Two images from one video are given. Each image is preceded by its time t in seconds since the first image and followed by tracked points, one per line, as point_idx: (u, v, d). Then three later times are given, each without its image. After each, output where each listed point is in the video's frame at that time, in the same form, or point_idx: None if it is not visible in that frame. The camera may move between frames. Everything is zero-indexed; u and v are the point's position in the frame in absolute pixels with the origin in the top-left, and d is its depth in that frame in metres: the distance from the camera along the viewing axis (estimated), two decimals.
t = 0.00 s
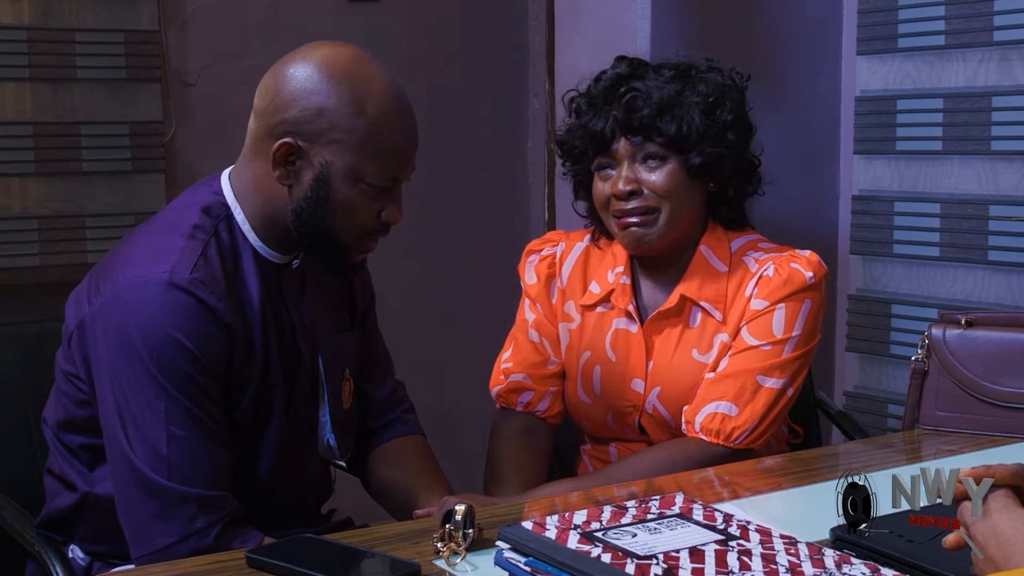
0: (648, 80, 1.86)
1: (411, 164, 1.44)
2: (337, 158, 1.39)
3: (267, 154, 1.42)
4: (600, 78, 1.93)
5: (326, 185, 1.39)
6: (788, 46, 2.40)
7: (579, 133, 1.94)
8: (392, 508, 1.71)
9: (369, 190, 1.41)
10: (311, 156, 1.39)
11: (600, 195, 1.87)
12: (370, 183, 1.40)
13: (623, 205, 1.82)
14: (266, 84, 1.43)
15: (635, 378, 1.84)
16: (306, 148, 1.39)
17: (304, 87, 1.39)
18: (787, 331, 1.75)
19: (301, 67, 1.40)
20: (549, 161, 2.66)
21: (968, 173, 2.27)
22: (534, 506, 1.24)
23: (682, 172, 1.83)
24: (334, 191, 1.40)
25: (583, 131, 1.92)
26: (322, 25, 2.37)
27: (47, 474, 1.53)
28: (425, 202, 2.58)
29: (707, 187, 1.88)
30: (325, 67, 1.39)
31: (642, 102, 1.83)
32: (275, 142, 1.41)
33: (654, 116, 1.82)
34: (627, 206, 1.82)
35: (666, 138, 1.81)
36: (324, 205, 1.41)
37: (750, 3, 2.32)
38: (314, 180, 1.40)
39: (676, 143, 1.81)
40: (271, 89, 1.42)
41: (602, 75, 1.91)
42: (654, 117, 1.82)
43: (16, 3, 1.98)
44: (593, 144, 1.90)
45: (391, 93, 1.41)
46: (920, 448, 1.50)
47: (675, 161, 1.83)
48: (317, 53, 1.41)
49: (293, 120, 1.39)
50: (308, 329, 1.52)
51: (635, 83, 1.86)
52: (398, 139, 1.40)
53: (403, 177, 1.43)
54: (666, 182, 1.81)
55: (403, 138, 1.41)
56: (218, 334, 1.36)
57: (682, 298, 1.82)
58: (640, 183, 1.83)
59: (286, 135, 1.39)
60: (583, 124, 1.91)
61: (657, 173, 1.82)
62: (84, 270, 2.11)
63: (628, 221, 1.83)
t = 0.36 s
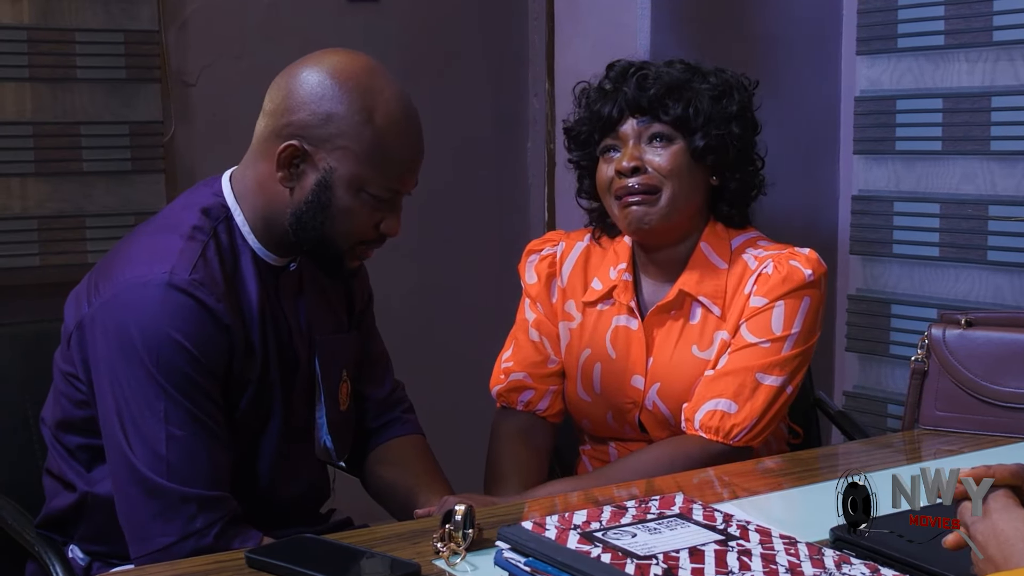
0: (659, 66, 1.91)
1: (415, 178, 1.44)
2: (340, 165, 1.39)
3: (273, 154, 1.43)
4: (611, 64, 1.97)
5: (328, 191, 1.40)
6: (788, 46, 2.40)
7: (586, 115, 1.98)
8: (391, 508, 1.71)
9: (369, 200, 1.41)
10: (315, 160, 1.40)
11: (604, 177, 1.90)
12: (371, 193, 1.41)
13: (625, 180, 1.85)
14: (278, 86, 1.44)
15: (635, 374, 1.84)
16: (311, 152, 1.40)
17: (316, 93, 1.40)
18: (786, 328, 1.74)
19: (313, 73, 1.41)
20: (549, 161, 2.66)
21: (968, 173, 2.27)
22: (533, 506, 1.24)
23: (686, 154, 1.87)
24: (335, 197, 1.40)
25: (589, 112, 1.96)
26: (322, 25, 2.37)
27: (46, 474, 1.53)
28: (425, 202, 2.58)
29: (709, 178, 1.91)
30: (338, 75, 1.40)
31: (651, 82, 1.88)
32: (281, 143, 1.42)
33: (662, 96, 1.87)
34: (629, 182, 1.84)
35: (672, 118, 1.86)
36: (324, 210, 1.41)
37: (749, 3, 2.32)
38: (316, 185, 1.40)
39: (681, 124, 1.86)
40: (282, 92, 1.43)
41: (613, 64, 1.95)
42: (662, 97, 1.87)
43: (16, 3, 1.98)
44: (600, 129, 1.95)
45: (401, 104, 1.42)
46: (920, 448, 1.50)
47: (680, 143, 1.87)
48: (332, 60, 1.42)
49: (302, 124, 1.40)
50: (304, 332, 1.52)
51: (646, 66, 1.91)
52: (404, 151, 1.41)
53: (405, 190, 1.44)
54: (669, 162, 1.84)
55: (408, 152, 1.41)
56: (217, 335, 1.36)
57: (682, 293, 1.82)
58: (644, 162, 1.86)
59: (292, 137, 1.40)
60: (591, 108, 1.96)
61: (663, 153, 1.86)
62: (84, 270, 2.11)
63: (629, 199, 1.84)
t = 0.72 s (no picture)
0: (664, 59, 1.93)
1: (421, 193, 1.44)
2: (347, 176, 1.39)
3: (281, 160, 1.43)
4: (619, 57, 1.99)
5: (333, 202, 1.40)
6: (788, 46, 2.40)
7: (592, 107, 2.00)
8: (391, 507, 1.71)
9: (374, 213, 1.41)
10: (323, 170, 1.40)
11: (605, 166, 1.91)
12: (376, 207, 1.40)
13: (626, 167, 1.85)
14: (290, 93, 1.44)
15: (632, 359, 1.84)
16: (319, 161, 1.40)
17: (326, 104, 1.39)
18: (783, 313, 1.75)
19: (325, 82, 1.40)
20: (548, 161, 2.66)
21: (967, 173, 2.27)
22: (532, 507, 1.23)
23: (688, 144, 1.87)
24: (340, 209, 1.40)
25: (594, 103, 1.98)
26: (322, 25, 2.37)
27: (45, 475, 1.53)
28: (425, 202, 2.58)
29: (709, 171, 1.91)
30: (350, 86, 1.39)
31: (656, 72, 1.89)
32: (290, 150, 1.41)
33: (665, 86, 1.88)
34: (630, 168, 1.85)
35: (674, 108, 1.87)
36: (328, 220, 1.41)
37: (749, 4, 2.32)
38: (322, 195, 1.40)
39: (682, 115, 1.88)
40: (292, 99, 1.43)
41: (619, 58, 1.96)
42: (665, 87, 1.88)
43: (16, 3, 1.98)
44: (605, 119, 1.97)
45: (411, 116, 1.42)
46: (920, 448, 1.50)
47: (683, 133, 1.88)
48: (345, 69, 1.42)
49: (311, 133, 1.39)
50: (304, 336, 1.52)
51: (652, 58, 1.93)
52: (412, 167, 1.40)
53: (411, 204, 1.43)
54: (671, 152, 1.85)
55: (415, 167, 1.41)
56: (219, 337, 1.36)
57: (681, 279, 1.82)
58: (646, 150, 1.87)
59: (301, 145, 1.40)
60: (596, 100, 1.97)
61: (663, 142, 1.86)
62: (83, 270, 2.11)
63: (630, 185, 1.85)
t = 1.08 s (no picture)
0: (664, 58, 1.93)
1: (421, 202, 1.44)
2: (347, 183, 1.39)
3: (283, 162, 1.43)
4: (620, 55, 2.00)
5: (332, 207, 1.40)
6: (787, 46, 2.40)
7: (591, 105, 2.01)
8: (391, 508, 1.71)
9: (372, 220, 1.41)
10: (323, 175, 1.40)
11: (604, 163, 1.91)
12: (375, 213, 1.41)
13: (625, 162, 1.86)
14: (294, 97, 1.44)
15: (630, 360, 1.83)
16: (320, 166, 1.40)
17: (331, 109, 1.39)
18: (782, 313, 1.75)
19: (330, 87, 1.40)
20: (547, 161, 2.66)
21: (966, 173, 2.27)
22: (531, 506, 1.24)
23: (687, 141, 1.88)
24: (339, 215, 1.40)
25: (594, 101, 1.99)
26: (321, 24, 2.37)
27: (45, 475, 1.53)
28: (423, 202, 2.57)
29: (707, 171, 1.92)
30: (355, 92, 1.39)
31: (655, 69, 1.90)
32: (292, 153, 1.42)
33: (664, 83, 1.88)
34: (628, 163, 1.85)
35: (673, 105, 1.87)
36: (326, 225, 1.41)
37: (748, 4, 2.32)
38: (321, 199, 1.40)
39: (681, 112, 1.88)
40: (297, 102, 1.43)
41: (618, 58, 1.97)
42: (663, 84, 1.88)
43: (14, 3, 1.98)
44: (605, 118, 1.98)
45: (414, 124, 1.42)
46: (919, 448, 1.50)
47: (681, 130, 1.88)
48: (350, 75, 1.42)
49: (314, 137, 1.40)
50: (305, 336, 1.52)
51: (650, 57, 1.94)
52: (412, 176, 1.40)
53: (410, 213, 1.43)
54: (669, 148, 1.85)
55: (416, 177, 1.41)
56: (220, 338, 1.36)
57: (679, 280, 1.82)
58: (644, 145, 1.87)
59: (302, 148, 1.40)
60: (596, 98, 1.98)
61: (662, 138, 1.86)
62: (81, 270, 2.11)
63: (627, 178, 1.85)
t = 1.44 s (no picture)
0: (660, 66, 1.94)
1: (418, 209, 1.43)
2: (344, 187, 1.38)
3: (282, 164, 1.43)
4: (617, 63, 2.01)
5: (328, 211, 1.39)
6: (787, 46, 2.40)
7: (589, 115, 2.02)
8: (392, 509, 1.71)
9: (368, 225, 1.40)
10: (321, 178, 1.40)
11: (602, 173, 1.91)
12: (370, 219, 1.40)
13: (622, 173, 1.86)
14: (298, 99, 1.44)
15: (632, 374, 1.83)
16: (318, 169, 1.40)
17: (331, 114, 1.39)
18: (782, 329, 1.75)
19: (332, 91, 1.41)
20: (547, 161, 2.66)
21: (965, 173, 2.27)
22: (531, 506, 1.24)
23: (685, 149, 1.88)
24: (334, 218, 1.40)
25: (591, 109, 2.00)
26: (321, 24, 2.37)
27: (44, 475, 1.53)
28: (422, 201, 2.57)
29: (705, 177, 1.92)
30: (356, 97, 1.39)
31: (651, 78, 1.91)
32: (291, 155, 1.42)
33: (660, 91, 1.89)
34: (625, 174, 1.85)
35: (670, 113, 1.87)
36: (322, 228, 1.41)
37: (748, 4, 2.32)
38: (318, 202, 1.40)
39: (677, 121, 1.88)
40: (300, 104, 1.43)
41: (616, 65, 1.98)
42: (659, 92, 1.89)
43: (14, 3, 1.98)
44: (603, 126, 1.98)
45: (415, 131, 1.41)
46: (918, 448, 1.50)
47: (679, 139, 1.88)
48: (353, 80, 1.42)
49: (313, 139, 1.40)
50: (306, 336, 1.52)
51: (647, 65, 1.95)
52: (409, 181, 1.39)
53: (407, 220, 1.42)
54: (667, 157, 1.85)
55: (414, 184, 1.40)
56: (219, 339, 1.36)
57: (680, 294, 1.82)
58: (641, 155, 1.87)
59: (301, 151, 1.40)
60: (593, 106, 1.99)
61: (659, 147, 1.87)
62: (81, 270, 2.11)
63: (625, 189, 1.85)
